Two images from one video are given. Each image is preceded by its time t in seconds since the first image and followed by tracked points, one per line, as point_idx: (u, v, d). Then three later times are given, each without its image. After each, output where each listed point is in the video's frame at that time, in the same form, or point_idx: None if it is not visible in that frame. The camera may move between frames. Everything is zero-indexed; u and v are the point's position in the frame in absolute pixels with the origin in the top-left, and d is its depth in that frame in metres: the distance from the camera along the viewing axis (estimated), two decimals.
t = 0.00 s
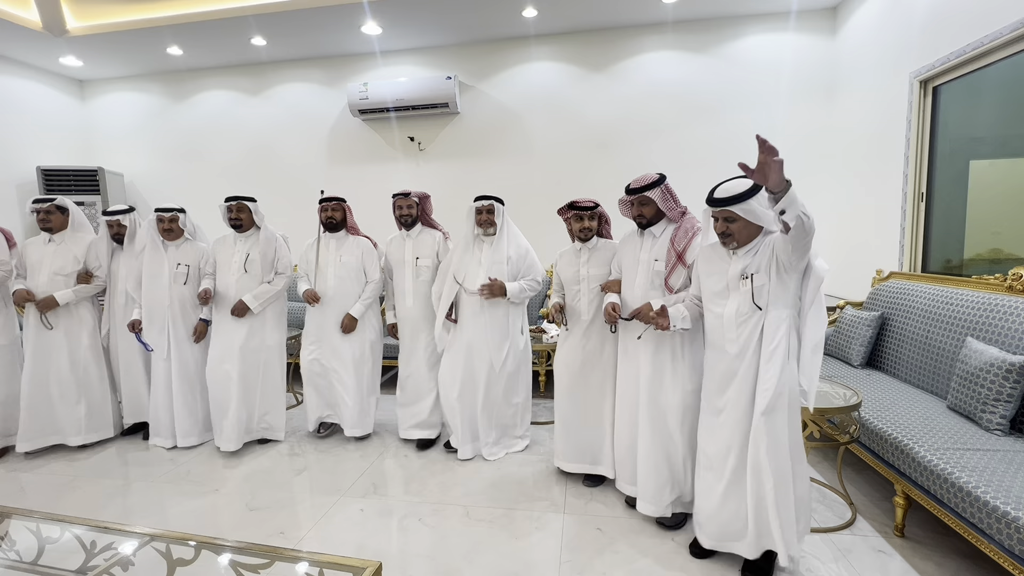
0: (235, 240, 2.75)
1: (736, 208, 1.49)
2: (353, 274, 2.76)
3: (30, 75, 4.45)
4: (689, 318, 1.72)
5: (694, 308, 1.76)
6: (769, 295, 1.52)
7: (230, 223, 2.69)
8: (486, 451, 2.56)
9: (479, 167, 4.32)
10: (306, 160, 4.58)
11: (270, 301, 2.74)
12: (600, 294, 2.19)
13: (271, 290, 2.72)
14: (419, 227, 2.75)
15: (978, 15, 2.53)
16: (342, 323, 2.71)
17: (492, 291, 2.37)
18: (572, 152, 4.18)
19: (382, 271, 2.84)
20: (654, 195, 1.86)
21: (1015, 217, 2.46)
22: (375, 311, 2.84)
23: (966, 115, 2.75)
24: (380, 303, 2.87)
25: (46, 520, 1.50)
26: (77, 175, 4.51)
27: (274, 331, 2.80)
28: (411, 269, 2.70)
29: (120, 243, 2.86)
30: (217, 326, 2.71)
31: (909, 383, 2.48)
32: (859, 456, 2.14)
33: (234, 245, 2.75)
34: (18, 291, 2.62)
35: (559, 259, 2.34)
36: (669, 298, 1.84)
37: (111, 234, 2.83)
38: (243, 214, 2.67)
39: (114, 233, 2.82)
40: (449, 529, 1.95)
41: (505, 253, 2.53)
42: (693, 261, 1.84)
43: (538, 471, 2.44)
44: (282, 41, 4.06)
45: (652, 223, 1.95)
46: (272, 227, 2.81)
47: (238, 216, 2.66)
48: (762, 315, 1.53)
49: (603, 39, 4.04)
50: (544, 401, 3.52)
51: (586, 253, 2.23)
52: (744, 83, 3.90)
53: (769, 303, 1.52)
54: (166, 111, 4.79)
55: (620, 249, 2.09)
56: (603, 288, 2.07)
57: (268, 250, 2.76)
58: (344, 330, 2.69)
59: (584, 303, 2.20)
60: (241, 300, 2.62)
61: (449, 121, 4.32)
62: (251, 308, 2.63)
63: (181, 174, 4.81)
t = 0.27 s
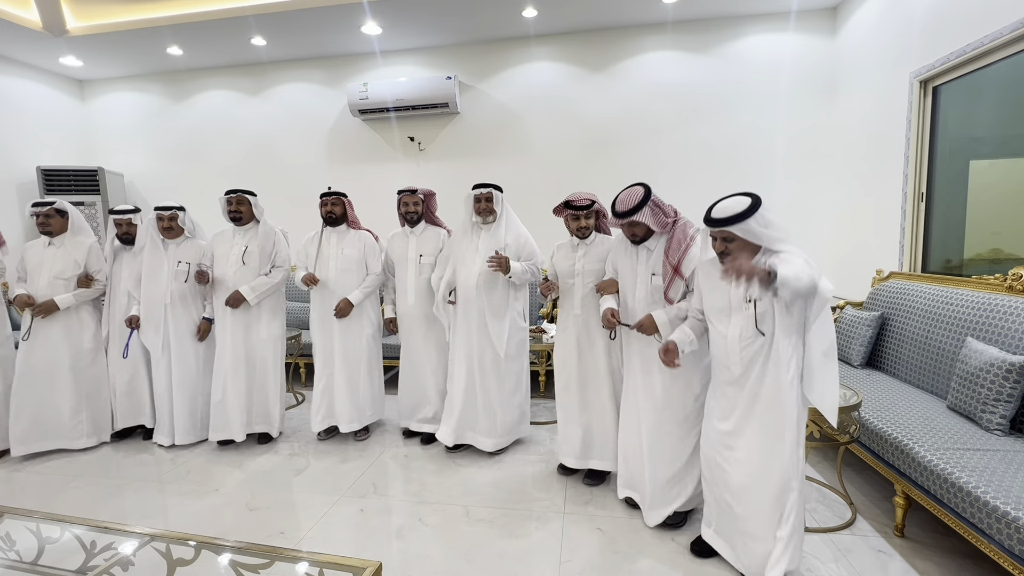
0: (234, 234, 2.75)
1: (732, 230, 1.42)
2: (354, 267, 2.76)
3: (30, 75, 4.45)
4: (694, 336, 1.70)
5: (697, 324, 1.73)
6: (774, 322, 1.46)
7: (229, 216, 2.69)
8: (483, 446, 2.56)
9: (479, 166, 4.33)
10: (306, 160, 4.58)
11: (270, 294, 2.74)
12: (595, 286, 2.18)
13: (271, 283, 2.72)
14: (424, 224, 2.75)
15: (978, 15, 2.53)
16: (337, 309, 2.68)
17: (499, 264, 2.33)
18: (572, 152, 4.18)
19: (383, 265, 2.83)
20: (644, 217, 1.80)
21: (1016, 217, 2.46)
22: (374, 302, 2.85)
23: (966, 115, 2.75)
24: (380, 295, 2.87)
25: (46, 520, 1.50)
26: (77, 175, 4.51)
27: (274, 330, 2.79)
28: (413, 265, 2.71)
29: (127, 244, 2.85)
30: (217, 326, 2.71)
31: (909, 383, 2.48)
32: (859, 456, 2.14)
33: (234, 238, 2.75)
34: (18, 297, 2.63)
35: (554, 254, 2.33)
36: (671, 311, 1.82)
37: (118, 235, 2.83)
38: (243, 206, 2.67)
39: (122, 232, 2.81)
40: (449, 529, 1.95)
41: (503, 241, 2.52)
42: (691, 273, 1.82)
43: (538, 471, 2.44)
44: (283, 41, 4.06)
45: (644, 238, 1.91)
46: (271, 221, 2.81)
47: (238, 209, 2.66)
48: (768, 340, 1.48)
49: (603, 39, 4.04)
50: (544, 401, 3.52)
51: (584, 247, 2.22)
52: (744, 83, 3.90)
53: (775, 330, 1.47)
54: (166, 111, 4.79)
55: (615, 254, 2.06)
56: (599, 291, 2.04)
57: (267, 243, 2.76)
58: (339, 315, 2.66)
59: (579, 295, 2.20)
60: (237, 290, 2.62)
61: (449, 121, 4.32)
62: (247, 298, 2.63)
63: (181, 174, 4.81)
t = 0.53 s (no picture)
0: (235, 241, 2.75)
1: (728, 277, 1.44)
2: (355, 274, 2.77)
3: (30, 75, 4.45)
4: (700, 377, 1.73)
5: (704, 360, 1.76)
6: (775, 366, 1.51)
7: (230, 224, 2.68)
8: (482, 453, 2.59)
9: (480, 166, 4.32)
10: (306, 159, 4.58)
11: (273, 302, 2.75)
12: (594, 305, 2.18)
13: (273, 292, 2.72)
14: (430, 227, 2.75)
15: (978, 15, 2.53)
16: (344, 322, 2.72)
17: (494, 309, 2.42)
18: (572, 152, 4.18)
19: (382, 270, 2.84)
20: (633, 271, 1.76)
21: (1016, 217, 2.46)
22: (377, 308, 2.84)
23: (966, 115, 2.75)
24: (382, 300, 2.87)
25: (46, 520, 1.50)
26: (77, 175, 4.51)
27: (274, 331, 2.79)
28: (418, 269, 2.70)
29: (128, 241, 2.84)
30: (217, 327, 2.71)
31: (909, 383, 2.48)
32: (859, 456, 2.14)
33: (235, 246, 2.75)
34: (15, 293, 2.62)
35: (553, 264, 2.31)
36: (674, 353, 1.83)
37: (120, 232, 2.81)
38: (243, 214, 2.67)
39: (122, 229, 2.80)
40: (449, 529, 1.95)
41: (504, 261, 2.52)
42: (689, 313, 1.82)
43: (538, 471, 2.44)
44: (283, 41, 4.06)
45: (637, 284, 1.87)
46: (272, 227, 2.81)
47: (239, 217, 2.66)
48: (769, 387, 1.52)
49: (603, 39, 4.04)
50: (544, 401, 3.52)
51: (581, 262, 2.19)
52: (744, 83, 3.90)
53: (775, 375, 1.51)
54: (166, 111, 4.79)
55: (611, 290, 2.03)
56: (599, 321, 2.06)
57: (269, 252, 2.75)
58: (347, 331, 2.70)
59: (579, 314, 2.20)
60: (243, 303, 2.63)
61: (449, 121, 4.32)
62: (254, 310, 2.64)
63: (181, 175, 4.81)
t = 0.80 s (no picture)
0: (234, 233, 2.75)
1: (714, 293, 1.45)
2: (350, 266, 2.76)
3: (30, 75, 4.45)
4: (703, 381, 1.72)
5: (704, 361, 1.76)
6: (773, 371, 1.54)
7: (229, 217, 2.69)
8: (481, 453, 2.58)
9: (480, 166, 4.33)
10: (306, 159, 4.58)
11: (271, 294, 2.74)
12: (590, 301, 2.18)
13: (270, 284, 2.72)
14: (434, 223, 2.69)
15: (978, 15, 2.53)
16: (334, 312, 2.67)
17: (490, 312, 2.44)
18: (572, 152, 4.18)
19: (375, 261, 2.84)
20: (627, 274, 1.75)
21: (1016, 217, 2.46)
22: (370, 302, 2.86)
23: (966, 114, 2.75)
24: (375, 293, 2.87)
25: (46, 520, 1.50)
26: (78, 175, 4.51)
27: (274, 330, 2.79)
28: (421, 264, 2.67)
29: (128, 239, 2.85)
30: (217, 326, 2.71)
31: (909, 383, 2.48)
32: (859, 455, 2.14)
33: (233, 239, 2.74)
34: (18, 297, 2.63)
35: (548, 259, 2.29)
36: (671, 354, 1.83)
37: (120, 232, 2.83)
38: (242, 207, 2.67)
39: (122, 229, 2.81)
40: (449, 529, 1.95)
41: (498, 260, 2.52)
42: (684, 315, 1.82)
43: (538, 471, 2.44)
44: (283, 41, 4.06)
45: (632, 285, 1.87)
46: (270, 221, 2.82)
47: (238, 210, 2.66)
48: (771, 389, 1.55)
49: (603, 39, 4.04)
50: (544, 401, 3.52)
51: (576, 260, 2.17)
52: (744, 83, 3.90)
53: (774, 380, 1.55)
54: (166, 111, 4.79)
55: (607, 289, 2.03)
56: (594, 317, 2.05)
57: (267, 244, 2.76)
58: (336, 320, 2.66)
59: (576, 310, 2.20)
60: (238, 291, 2.61)
61: (449, 121, 4.32)
62: (250, 298, 2.63)
63: (181, 175, 4.81)
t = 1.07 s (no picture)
0: (235, 241, 2.74)
1: (716, 309, 1.46)
2: (343, 275, 2.76)
3: (30, 75, 4.45)
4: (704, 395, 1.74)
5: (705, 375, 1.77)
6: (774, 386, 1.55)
7: (231, 226, 2.69)
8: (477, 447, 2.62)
9: (480, 166, 4.33)
10: (306, 159, 4.58)
11: (273, 305, 2.75)
12: (588, 317, 2.18)
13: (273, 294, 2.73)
14: (433, 232, 2.68)
15: (977, 15, 2.53)
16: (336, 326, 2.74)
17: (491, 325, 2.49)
18: (572, 152, 4.18)
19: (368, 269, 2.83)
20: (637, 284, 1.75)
21: (1016, 217, 2.46)
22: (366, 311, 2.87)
23: (966, 115, 2.75)
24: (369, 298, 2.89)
25: (46, 520, 1.50)
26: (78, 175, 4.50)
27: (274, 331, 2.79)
28: (422, 270, 2.66)
29: (124, 243, 2.83)
30: (217, 327, 2.71)
31: (909, 383, 2.48)
32: (859, 455, 2.14)
33: (235, 246, 2.74)
34: (14, 292, 2.62)
35: (545, 274, 2.28)
36: (672, 361, 1.84)
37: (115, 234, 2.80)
38: (245, 216, 2.67)
39: (119, 232, 2.79)
40: (449, 529, 1.95)
41: (496, 277, 2.49)
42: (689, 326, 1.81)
43: (538, 471, 2.44)
44: (283, 41, 4.06)
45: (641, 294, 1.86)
46: (271, 228, 2.82)
47: (240, 219, 2.66)
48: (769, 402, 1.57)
49: (602, 39, 4.04)
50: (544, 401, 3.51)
51: (574, 275, 2.16)
52: (744, 83, 3.90)
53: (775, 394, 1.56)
54: (166, 111, 4.79)
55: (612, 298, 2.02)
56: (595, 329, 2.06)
57: (268, 252, 2.77)
58: (337, 334, 2.73)
59: (574, 327, 2.20)
60: (243, 304, 2.63)
61: (449, 121, 4.32)
62: (254, 311, 2.64)
63: (181, 175, 4.81)
